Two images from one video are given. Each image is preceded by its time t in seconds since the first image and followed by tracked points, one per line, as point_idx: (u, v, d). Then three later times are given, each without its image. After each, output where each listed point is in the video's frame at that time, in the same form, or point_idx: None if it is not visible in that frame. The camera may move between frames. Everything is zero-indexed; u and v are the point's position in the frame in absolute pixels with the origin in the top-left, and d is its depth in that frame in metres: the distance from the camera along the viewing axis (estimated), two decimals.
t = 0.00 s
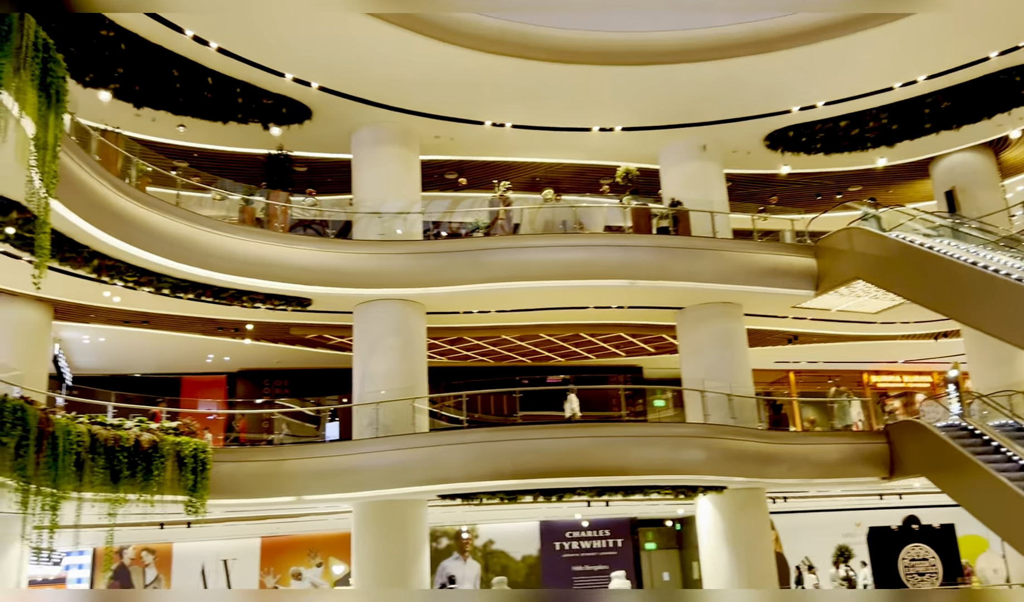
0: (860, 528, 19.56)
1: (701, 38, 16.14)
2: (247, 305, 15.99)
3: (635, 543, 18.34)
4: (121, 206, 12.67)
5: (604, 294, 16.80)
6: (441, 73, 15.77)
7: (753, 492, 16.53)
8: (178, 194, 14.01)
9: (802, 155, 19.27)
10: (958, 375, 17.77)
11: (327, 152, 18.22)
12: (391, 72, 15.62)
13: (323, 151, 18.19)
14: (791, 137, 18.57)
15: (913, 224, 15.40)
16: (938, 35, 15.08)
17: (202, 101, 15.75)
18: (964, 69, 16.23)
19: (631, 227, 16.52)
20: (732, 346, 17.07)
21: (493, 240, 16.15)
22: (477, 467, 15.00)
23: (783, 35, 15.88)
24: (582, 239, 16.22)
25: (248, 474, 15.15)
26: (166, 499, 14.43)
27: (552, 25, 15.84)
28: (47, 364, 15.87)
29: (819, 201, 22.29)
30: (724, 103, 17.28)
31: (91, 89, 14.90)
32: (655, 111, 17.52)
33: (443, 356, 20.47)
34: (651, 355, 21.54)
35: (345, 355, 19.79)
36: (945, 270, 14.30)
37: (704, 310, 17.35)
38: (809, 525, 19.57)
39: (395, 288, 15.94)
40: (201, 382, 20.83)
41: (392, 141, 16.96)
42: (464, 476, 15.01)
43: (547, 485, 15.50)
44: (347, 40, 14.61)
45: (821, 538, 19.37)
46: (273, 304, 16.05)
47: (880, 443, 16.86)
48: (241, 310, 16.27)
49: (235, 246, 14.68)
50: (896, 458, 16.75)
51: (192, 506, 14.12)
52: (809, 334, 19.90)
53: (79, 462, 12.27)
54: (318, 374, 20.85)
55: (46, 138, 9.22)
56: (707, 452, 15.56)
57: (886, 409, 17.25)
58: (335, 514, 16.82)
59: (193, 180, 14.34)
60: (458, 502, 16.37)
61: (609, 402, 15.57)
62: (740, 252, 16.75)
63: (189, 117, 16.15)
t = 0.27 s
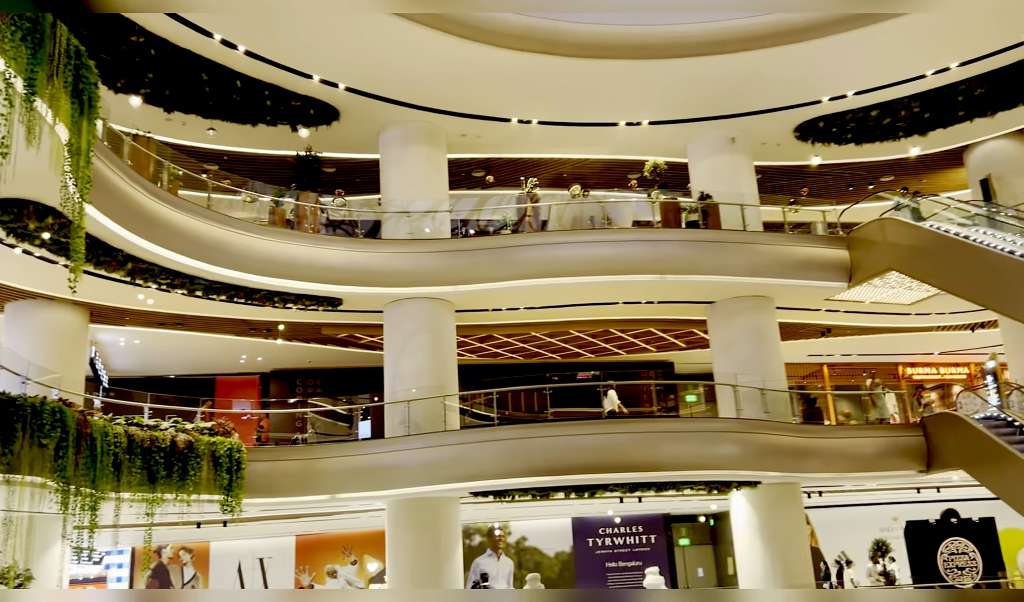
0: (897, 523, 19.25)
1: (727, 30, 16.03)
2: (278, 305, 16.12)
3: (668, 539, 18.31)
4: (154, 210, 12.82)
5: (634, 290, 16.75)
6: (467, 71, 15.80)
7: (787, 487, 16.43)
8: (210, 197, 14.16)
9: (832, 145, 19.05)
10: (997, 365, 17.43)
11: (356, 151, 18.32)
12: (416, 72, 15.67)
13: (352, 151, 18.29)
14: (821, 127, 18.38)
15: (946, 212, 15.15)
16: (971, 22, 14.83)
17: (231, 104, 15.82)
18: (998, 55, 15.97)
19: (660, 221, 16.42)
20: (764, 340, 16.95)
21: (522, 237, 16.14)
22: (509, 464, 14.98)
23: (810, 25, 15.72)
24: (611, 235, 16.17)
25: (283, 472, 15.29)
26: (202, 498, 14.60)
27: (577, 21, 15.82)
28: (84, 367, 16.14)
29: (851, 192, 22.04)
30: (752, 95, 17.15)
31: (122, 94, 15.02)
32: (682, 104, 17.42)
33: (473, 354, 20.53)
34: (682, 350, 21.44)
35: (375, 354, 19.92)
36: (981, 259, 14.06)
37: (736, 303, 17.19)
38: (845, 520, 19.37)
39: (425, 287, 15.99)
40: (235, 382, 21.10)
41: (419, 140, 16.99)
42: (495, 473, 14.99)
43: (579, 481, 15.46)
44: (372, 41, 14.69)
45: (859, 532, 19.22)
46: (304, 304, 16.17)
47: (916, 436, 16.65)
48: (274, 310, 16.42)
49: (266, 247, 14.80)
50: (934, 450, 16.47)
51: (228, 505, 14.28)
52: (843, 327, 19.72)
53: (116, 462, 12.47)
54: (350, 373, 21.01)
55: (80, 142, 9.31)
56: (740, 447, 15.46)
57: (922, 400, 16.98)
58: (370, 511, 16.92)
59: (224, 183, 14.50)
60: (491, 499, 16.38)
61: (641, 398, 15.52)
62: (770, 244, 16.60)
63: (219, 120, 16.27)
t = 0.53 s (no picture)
0: (945, 520, 19.03)
1: (761, 22, 15.87)
2: (318, 309, 16.25)
3: (711, 539, 18.17)
4: (194, 216, 13.02)
5: (671, 287, 16.63)
6: (499, 71, 15.84)
7: (830, 484, 16.25)
8: (249, 202, 14.34)
9: (871, 137, 18.78)
10: None
11: (391, 155, 18.46)
12: (449, 72, 15.74)
13: (387, 154, 18.43)
14: (860, 119, 18.13)
15: (991, 203, 14.81)
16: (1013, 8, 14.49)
17: (268, 110, 15.99)
18: None
19: (696, 217, 16.30)
20: (806, 337, 16.76)
21: (556, 236, 16.11)
22: (548, 464, 14.97)
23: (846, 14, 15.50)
24: (647, 232, 16.07)
25: (326, 474, 15.44)
26: (247, 500, 14.79)
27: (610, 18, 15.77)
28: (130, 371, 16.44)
29: (892, 185, 21.68)
30: (788, 88, 16.97)
31: (162, 104, 15.40)
32: (716, 99, 17.28)
33: (510, 354, 20.55)
34: (721, 347, 21.26)
35: (413, 356, 20.03)
36: None
37: (776, 299, 17.02)
38: (890, 518, 19.09)
39: (462, 287, 16.04)
40: (277, 385, 21.37)
41: (453, 142, 17.05)
42: (535, 473, 14.99)
43: (619, 481, 15.38)
44: (405, 43, 14.79)
45: (904, 530, 18.98)
46: (343, 307, 16.28)
47: (963, 432, 16.33)
48: (313, 313, 16.57)
49: (305, 250, 14.97)
50: (982, 446, 16.13)
51: (271, 505, 14.46)
52: (886, 321, 19.39)
53: (162, 464, 12.71)
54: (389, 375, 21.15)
55: (122, 152, 9.58)
56: (782, 444, 15.28)
57: (969, 395, 16.66)
58: (410, 512, 16.91)
59: (263, 189, 14.70)
60: (531, 499, 16.36)
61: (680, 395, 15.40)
62: (810, 239, 16.38)
63: (256, 127, 16.63)
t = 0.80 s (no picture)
0: (994, 518, 18.71)
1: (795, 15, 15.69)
2: (355, 312, 16.40)
3: (753, 538, 18.02)
4: (233, 223, 13.19)
5: (709, 285, 16.50)
6: (531, 72, 15.84)
7: (875, 482, 16.01)
8: (286, 209, 14.53)
9: (910, 130, 18.62)
10: None
11: (425, 158, 18.56)
12: (481, 75, 15.77)
13: (422, 157, 18.53)
14: (898, 111, 17.88)
15: None
16: None
17: (303, 116, 16.26)
18: None
19: (733, 214, 16.16)
20: (846, 334, 16.49)
21: (590, 236, 16.06)
22: (586, 464, 14.93)
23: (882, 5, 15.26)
24: (683, 230, 15.95)
25: (366, 476, 15.61)
26: (289, 503, 14.94)
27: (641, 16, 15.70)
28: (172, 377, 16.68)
29: (932, 177, 21.29)
30: (823, 82, 16.75)
31: (200, 112, 15.65)
32: (751, 94, 17.11)
33: (547, 354, 20.54)
34: (760, 344, 21.05)
35: (450, 358, 20.10)
36: None
37: (814, 296, 16.84)
38: (936, 516, 18.78)
39: (497, 289, 16.06)
40: (316, 388, 21.58)
41: (486, 144, 17.07)
42: (573, 474, 14.95)
43: (658, 481, 15.28)
44: (438, 47, 14.85)
45: (951, 528, 18.72)
46: (380, 310, 16.41)
47: (1011, 428, 15.99)
48: (350, 317, 16.69)
49: (341, 255, 15.09)
50: None
51: (312, 508, 14.56)
52: (928, 316, 19.06)
53: (205, 469, 12.93)
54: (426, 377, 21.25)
55: (161, 162, 9.69)
56: (824, 442, 15.08)
57: (1016, 390, 16.30)
58: (450, 513, 16.91)
59: (299, 195, 14.86)
60: (570, 500, 16.33)
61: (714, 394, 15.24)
62: (849, 234, 16.17)
63: (292, 134, 16.84)
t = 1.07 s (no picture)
0: None
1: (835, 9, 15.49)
2: (397, 317, 16.51)
3: (801, 540, 17.81)
4: (276, 231, 13.36)
5: (752, 285, 16.32)
6: (569, 74, 15.83)
7: (927, 483, 15.68)
8: (328, 216, 14.72)
9: (958, 123, 18.27)
10: None
11: (464, 163, 18.65)
12: (518, 78, 15.80)
13: (461, 162, 18.62)
14: (945, 104, 17.56)
15: None
16: None
17: (343, 124, 16.44)
18: None
19: (775, 212, 15.98)
20: (895, 331, 16.18)
21: (630, 237, 15.99)
22: (630, 467, 14.85)
23: None
24: (724, 229, 15.81)
25: (410, 479, 15.64)
26: (335, 508, 15.05)
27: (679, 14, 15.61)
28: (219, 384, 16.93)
29: (982, 170, 20.82)
30: (866, 76, 16.50)
31: (243, 122, 15.90)
32: (791, 90, 16.93)
33: (589, 357, 20.50)
34: (805, 344, 20.78)
35: (492, 362, 20.16)
36: None
37: (860, 294, 16.59)
38: (991, 517, 18.37)
39: (538, 292, 16.05)
40: (361, 394, 21.77)
41: (524, 147, 17.08)
42: (617, 477, 14.88)
43: (704, 483, 15.15)
44: (474, 51, 14.91)
45: (1007, 530, 18.29)
46: (422, 314, 16.51)
47: None
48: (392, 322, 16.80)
49: (383, 261, 15.20)
50: None
51: (359, 512, 14.65)
52: (980, 312, 18.64)
53: (253, 474, 13.12)
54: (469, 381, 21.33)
55: (206, 172, 9.88)
56: (873, 442, 14.81)
57: None
58: (495, 517, 16.89)
59: (341, 202, 15.03)
60: (614, 503, 16.26)
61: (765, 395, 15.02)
62: (895, 230, 15.90)
63: (332, 141, 17.00)
